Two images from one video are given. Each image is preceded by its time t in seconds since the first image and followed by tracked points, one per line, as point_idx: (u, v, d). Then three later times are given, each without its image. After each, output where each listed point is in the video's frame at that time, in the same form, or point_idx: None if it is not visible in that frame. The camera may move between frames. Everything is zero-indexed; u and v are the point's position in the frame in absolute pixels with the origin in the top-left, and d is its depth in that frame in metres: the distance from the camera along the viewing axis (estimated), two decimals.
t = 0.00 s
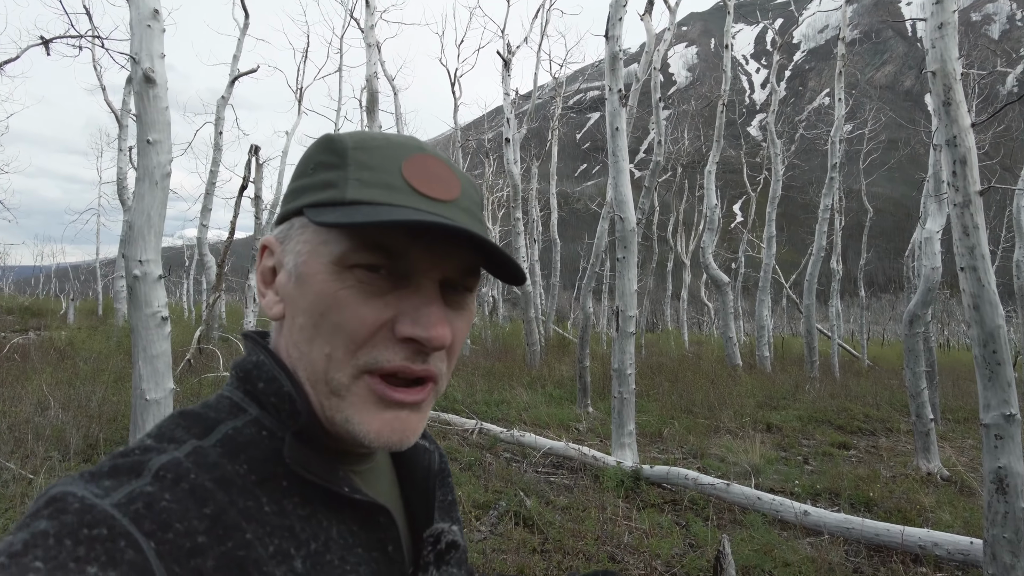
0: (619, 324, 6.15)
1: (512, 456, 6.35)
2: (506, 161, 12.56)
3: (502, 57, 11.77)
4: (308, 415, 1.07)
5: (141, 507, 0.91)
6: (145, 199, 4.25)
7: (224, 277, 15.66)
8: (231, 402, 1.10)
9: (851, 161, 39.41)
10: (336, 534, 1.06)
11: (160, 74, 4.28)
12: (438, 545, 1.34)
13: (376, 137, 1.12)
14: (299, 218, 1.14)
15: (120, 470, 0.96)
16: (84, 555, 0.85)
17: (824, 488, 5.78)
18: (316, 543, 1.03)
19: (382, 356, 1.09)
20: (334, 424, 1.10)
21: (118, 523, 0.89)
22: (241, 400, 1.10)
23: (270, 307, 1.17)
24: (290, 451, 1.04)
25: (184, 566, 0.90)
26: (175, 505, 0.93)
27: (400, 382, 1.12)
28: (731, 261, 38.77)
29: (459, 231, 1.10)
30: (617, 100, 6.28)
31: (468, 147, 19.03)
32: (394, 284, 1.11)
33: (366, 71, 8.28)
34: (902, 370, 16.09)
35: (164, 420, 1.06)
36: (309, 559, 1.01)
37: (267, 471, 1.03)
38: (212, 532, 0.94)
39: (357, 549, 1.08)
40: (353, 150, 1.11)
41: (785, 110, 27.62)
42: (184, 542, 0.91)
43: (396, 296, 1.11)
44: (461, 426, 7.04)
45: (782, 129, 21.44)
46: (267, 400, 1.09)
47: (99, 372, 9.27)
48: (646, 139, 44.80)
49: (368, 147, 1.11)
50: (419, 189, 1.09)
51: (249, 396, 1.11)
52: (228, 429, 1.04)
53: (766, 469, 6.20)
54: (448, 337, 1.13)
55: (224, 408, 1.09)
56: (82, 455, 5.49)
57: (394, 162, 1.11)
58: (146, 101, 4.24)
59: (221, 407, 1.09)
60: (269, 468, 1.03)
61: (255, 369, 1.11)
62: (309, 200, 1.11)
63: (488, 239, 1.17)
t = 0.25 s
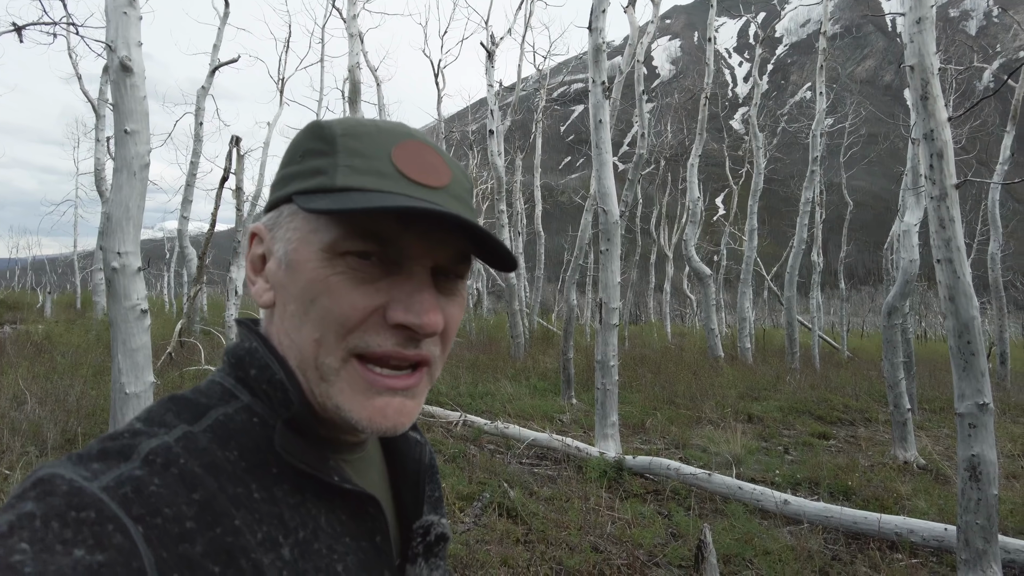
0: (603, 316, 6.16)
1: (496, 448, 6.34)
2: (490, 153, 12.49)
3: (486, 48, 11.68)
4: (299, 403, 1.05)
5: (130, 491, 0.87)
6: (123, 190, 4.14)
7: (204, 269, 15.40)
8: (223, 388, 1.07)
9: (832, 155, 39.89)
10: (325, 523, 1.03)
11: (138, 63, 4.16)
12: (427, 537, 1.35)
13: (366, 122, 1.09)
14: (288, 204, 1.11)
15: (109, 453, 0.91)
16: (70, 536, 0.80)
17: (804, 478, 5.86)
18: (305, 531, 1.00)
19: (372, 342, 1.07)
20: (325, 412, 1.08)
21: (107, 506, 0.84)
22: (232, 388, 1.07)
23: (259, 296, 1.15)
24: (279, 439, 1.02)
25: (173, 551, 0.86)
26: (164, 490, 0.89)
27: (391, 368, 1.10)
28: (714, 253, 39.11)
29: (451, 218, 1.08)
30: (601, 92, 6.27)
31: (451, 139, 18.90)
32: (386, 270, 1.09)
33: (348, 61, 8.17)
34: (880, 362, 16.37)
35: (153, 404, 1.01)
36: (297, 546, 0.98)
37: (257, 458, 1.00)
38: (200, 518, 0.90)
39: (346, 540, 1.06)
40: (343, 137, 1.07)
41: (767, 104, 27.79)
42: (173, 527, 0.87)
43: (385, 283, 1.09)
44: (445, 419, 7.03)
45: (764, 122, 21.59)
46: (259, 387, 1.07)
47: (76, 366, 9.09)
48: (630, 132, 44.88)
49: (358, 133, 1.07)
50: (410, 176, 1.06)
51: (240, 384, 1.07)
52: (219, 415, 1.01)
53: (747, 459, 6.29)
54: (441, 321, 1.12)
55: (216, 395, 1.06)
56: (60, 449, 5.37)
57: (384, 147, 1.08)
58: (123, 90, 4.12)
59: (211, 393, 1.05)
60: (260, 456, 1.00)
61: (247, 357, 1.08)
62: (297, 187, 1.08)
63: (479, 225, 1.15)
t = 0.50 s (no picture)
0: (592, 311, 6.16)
1: (486, 443, 6.33)
2: (479, 147, 12.43)
3: (475, 42, 11.60)
4: (291, 400, 1.02)
5: (115, 488, 0.83)
6: (106, 184, 4.06)
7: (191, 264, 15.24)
8: (212, 383, 1.04)
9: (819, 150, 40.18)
10: (316, 522, 1.01)
11: (121, 55, 4.07)
12: (418, 538, 1.32)
13: (369, 118, 1.06)
14: (286, 197, 1.07)
15: (93, 450, 0.88)
16: (52, 535, 0.77)
17: (792, 471, 5.91)
18: (293, 530, 0.97)
19: (369, 340, 1.05)
20: (319, 409, 1.05)
21: (91, 505, 0.81)
22: (222, 382, 1.04)
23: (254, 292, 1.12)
24: (270, 436, 0.99)
25: (160, 550, 0.83)
26: (150, 488, 0.86)
27: (388, 368, 1.08)
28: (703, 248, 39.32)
29: (452, 218, 1.06)
30: (590, 87, 6.24)
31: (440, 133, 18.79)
32: (383, 269, 1.07)
33: (336, 54, 8.08)
34: (866, 356, 16.55)
35: (139, 400, 0.98)
36: (286, 546, 0.95)
37: (247, 454, 0.97)
38: (187, 517, 0.87)
39: (337, 540, 1.03)
40: (343, 131, 1.04)
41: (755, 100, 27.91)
42: (159, 526, 0.84)
43: (383, 281, 1.06)
44: (435, 414, 7.00)
45: (752, 118, 21.67)
46: (249, 384, 1.04)
47: (60, 362, 8.96)
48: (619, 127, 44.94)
49: (361, 128, 1.04)
50: (412, 173, 1.04)
51: (230, 379, 1.04)
52: (207, 412, 0.98)
53: (735, 453, 6.33)
54: (438, 323, 1.10)
55: (204, 390, 1.02)
56: (44, 447, 5.30)
57: (387, 143, 1.05)
58: (106, 82, 4.03)
59: (201, 388, 1.02)
60: (250, 453, 0.98)
61: (238, 352, 1.05)
62: (298, 180, 1.05)
63: (479, 226, 1.13)
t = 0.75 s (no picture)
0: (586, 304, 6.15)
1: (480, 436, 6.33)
2: (473, 140, 12.37)
3: (469, 33, 11.51)
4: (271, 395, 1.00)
5: (89, 484, 0.82)
6: (96, 177, 4.01)
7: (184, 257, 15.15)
8: (189, 377, 1.02)
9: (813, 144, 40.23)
10: (296, 517, 1.00)
11: (110, 46, 4.01)
12: (400, 531, 1.32)
13: (355, 110, 1.03)
14: (269, 187, 1.05)
15: (67, 446, 0.86)
16: (24, 533, 0.75)
17: (785, 464, 5.94)
18: (274, 525, 0.96)
19: (353, 336, 1.03)
20: (300, 402, 1.03)
21: (64, 502, 0.79)
22: (200, 376, 1.02)
23: (235, 284, 1.09)
24: (249, 431, 0.97)
25: (136, 548, 0.81)
26: (127, 483, 0.84)
27: (372, 362, 1.07)
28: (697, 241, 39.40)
29: (439, 212, 1.04)
30: (584, 80, 6.21)
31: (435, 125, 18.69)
32: (368, 262, 1.05)
33: (329, 45, 8.01)
34: (859, 348, 16.64)
35: (115, 394, 0.96)
36: (266, 541, 0.95)
37: (226, 449, 0.95)
38: (164, 513, 0.85)
39: (317, 535, 1.02)
40: (328, 123, 1.01)
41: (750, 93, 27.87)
42: (135, 523, 0.82)
43: (368, 274, 1.05)
44: (429, 407, 6.99)
45: (747, 111, 21.65)
46: (228, 378, 1.02)
47: (52, 356, 8.90)
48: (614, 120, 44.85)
49: (346, 120, 1.02)
50: (399, 166, 1.02)
51: (208, 372, 1.02)
52: (185, 406, 0.96)
53: (728, 446, 6.36)
54: (423, 318, 1.09)
55: (182, 384, 1.00)
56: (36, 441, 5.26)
57: (373, 136, 1.03)
58: (95, 74, 3.97)
59: (178, 382, 1.00)
60: (228, 448, 0.96)
61: (216, 346, 1.03)
62: (281, 169, 1.03)
63: (466, 220, 1.12)
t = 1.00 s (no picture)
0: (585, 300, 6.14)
1: (478, 431, 6.34)
2: (472, 135, 12.32)
3: (468, 27, 11.44)
4: (262, 390, 1.00)
5: (78, 483, 0.81)
6: (94, 172, 4.00)
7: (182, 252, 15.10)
8: (179, 373, 1.01)
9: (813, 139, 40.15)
10: (287, 512, 1.01)
11: (107, 41, 3.99)
12: (392, 524, 1.33)
13: (350, 104, 1.03)
14: (264, 180, 1.04)
15: (55, 444, 0.86)
16: (12, 533, 0.75)
17: (783, 459, 5.96)
18: (266, 520, 0.97)
19: (350, 329, 1.03)
20: (293, 396, 1.03)
21: (53, 500, 0.78)
22: (190, 373, 1.02)
23: (229, 278, 1.08)
24: (240, 427, 0.97)
25: (127, 547, 0.81)
26: (116, 481, 0.84)
27: (368, 356, 1.06)
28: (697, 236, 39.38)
29: (435, 204, 1.04)
30: (583, 74, 6.18)
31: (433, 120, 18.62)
32: (363, 256, 1.04)
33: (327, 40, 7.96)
34: (858, 344, 16.66)
35: (105, 391, 0.96)
36: (259, 537, 0.96)
37: (216, 445, 0.95)
38: (155, 510, 0.85)
39: (309, 529, 1.03)
40: (324, 116, 1.01)
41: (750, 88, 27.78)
42: (126, 520, 0.82)
43: (364, 268, 1.04)
44: (427, 402, 6.99)
45: (747, 106, 21.58)
46: (218, 374, 1.02)
47: (51, 351, 8.89)
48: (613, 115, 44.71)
49: (341, 114, 1.02)
50: (395, 159, 1.01)
51: (198, 368, 1.02)
52: (176, 402, 0.95)
53: (727, 441, 6.37)
54: (419, 311, 1.08)
55: (172, 380, 1.00)
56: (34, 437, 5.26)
57: (369, 129, 1.03)
58: (91, 68, 3.95)
59: (168, 379, 1.00)
60: (218, 443, 0.96)
61: (206, 341, 1.03)
62: (276, 163, 1.02)
63: (462, 214, 1.12)
